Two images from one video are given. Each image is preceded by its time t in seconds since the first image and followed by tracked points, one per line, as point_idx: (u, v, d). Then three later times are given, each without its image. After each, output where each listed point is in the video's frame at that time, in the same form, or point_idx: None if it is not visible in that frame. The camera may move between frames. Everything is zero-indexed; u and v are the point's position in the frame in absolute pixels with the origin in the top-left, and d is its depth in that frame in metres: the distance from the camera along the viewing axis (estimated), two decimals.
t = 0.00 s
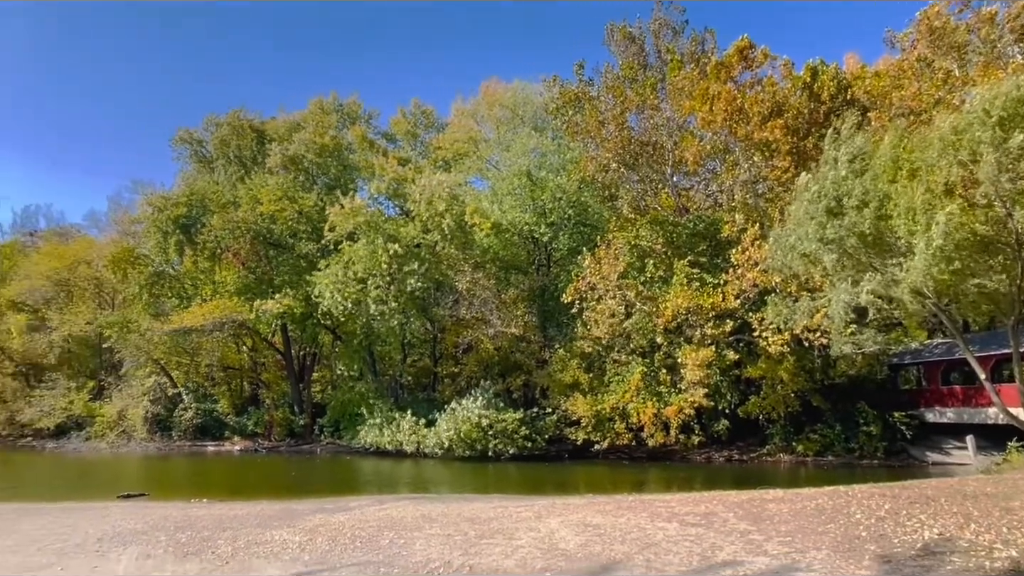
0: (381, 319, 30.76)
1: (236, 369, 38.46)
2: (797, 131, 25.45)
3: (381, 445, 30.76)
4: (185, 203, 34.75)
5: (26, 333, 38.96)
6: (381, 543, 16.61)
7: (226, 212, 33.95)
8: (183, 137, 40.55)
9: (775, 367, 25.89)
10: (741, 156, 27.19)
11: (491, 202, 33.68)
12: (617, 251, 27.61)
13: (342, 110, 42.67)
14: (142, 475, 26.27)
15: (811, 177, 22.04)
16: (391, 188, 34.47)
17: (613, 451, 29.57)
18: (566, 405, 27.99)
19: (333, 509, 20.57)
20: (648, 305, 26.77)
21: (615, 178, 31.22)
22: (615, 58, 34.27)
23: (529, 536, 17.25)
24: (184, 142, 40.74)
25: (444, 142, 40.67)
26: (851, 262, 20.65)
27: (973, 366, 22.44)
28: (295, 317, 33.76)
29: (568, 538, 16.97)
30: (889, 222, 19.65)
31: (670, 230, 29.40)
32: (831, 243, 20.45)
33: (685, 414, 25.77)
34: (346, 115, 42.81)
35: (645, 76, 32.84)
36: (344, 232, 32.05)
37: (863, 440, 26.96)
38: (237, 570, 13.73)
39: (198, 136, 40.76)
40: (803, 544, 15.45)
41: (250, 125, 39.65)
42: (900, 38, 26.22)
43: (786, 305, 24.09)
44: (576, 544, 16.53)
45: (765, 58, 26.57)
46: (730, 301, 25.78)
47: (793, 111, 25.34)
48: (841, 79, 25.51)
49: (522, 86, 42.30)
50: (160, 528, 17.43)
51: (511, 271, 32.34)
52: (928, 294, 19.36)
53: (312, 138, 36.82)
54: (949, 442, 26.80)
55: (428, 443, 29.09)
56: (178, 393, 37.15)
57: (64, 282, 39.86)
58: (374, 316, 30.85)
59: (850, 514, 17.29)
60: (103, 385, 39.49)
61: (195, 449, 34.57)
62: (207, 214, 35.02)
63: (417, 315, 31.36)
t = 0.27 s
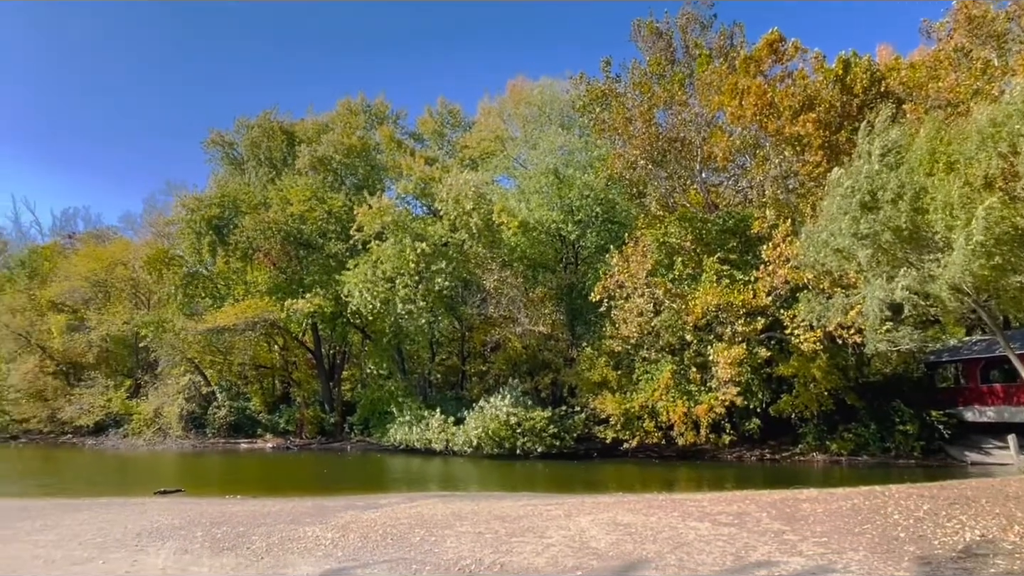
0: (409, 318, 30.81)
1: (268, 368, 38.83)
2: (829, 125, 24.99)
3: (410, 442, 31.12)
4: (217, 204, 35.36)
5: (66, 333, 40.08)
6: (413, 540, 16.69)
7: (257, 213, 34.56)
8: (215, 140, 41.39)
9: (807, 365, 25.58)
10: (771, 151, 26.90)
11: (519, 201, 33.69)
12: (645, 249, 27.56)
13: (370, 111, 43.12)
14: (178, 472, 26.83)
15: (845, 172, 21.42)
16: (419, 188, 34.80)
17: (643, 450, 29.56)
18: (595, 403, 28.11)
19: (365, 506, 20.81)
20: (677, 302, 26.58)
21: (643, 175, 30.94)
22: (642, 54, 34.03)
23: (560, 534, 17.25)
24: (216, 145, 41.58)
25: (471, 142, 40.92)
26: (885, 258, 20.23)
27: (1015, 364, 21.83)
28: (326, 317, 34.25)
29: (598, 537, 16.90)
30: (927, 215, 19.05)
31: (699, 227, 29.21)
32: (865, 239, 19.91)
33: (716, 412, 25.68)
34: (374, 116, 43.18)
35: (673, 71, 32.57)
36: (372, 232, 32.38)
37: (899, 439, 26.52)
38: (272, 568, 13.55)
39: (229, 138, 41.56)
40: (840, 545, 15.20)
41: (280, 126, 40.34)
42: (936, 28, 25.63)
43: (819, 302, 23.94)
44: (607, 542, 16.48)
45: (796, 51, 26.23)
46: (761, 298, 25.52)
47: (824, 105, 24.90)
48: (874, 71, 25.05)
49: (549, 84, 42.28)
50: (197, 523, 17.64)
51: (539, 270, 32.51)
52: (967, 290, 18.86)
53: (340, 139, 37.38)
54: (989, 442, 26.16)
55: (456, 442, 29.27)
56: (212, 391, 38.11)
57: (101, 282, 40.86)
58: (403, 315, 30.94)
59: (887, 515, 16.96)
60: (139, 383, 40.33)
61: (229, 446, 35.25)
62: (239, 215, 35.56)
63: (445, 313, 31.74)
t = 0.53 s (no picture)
0: (438, 317, 31.34)
1: (301, 366, 39.73)
2: (865, 118, 24.72)
3: (440, 440, 32.01)
4: (250, 205, 35.91)
5: (106, 332, 41.26)
6: (446, 538, 16.03)
7: (290, 213, 35.08)
8: (248, 142, 42.20)
9: (843, 363, 25.27)
10: (805, 145, 26.44)
11: (547, 199, 33.85)
12: (676, 246, 27.34)
13: (400, 111, 43.51)
14: (214, 468, 27.40)
15: (880, 167, 21.18)
16: (447, 187, 35.20)
17: (674, 449, 29.46)
18: (626, 401, 28.28)
19: (397, 503, 21.01)
20: (708, 300, 26.32)
21: (673, 172, 30.97)
22: (671, 49, 33.64)
23: (592, 533, 17.21)
24: (249, 147, 42.32)
25: (500, 140, 41.03)
26: (923, 253, 19.75)
27: None
28: (357, 315, 34.81)
29: (631, 536, 16.82)
30: (966, 210, 18.57)
31: (731, 222, 29.13)
32: (902, 234, 19.49)
33: (749, 411, 25.61)
34: (403, 116, 43.48)
35: (703, 66, 32.19)
36: (401, 232, 32.74)
37: (939, 438, 26.12)
38: (309, 563, 12.51)
39: (261, 140, 42.33)
40: (880, 546, 14.88)
41: (311, 127, 40.87)
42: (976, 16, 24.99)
43: (855, 298, 23.77)
44: (640, 542, 16.38)
45: (829, 43, 25.91)
46: (795, 295, 25.11)
47: (860, 98, 24.66)
48: (912, 62, 24.73)
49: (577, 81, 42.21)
50: (233, 517, 17.43)
51: (569, 268, 32.61)
52: (1011, 287, 18.26)
53: (369, 139, 38.02)
54: None
55: (487, 440, 29.94)
56: (246, 389, 38.86)
57: (139, 282, 41.90)
58: (433, 314, 31.38)
59: (928, 516, 16.57)
60: (176, 381, 41.23)
61: (263, 443, 35.92)
62: (271, 215, 36.10)
63: (474, 313, 32.06)
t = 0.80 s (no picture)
0: (469, 315, 32.42)
1: (334, 365, 40.31)
2: (903, 111, 23.99)
3: (472, 438, 32.77)
4: (284, 207, 36.51)
5: (146, 332, 42.36)
6: (480, 538, 15.38)
7: (322, 214, 35.56)
8: (281, 144, 42.91)
9: (881, 362, 25.00)
10: (841, 139, 25.92)
11: (577, 197, 33.37)
12: (708, 244, 27.03)
13: (430, 111, 43.67)
14: (250, 465, 27.94)
15: (918, 161, 20.66)
16: (477, 186, 35.75)
17: (708, 449, 29.28)
18: (658, 400, 28.42)
19: (430, 501, 21.17)
20: (741, 298, 26.07)
21: (705, 168, 30.29)
22: (702, 44, 33.19)
23: (626, 533, 17.11)
24: (282, 149, 42.99)
25: (529, 138, 41.12)
26: (965, 247, 19.12)
27: None
28: (388, 314, 35.47)
29: (666, 537, 16.67)
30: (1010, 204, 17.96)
31: (765, 219, 28.89)
32: (943, 230, 18.98)
33: (785, 411, 25.49)
34: (433, 116, 43.67)
35: (735, 61, 31.73)
36: (431, 231, 33.64)
37: (983, 439, 25.68)
38: (343, 560, 11.79)
39: (294, 142, 43.02)
40: (924, 550, 14.51)
41: (341, 128, 41.39)
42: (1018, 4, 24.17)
43: (894, 294, 23.22)
44: (675, 542, 16.23)
45: (866, 34, 25.30)
46: (832, 292, 24.75)
47: (898, 90, 23.94)
48: (952, 51, 23.67)
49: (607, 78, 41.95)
50: (265, 509, 16.98)
51: (600, 266, 32.78)
52: None
53: (400, 139, 38.29)
54: None
55: (518, 438, 30.53)
56: (281, 388, 39.44)
57: (177, 283, 42.86)
58: (465, 314, 32.38)
59: (974, 519, 16.11)
60: (213, 380, 42.10)
61: (298, 441, 36.62)
62: (304, 216, 36.61)
63: (506, 312, 33.07)
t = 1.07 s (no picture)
0: (501, 315, 32.56)
1: (366, 364, 40.60)
2: (945, 101, 23.23)
3: (503, 436, 32.89)
4: (316, 207, 37.00)
5: (184, 331, 43.36)
6: (512, 537, 15.35)
7: (353, 214, 35.89)
8: (313, 146, 43.45)
9: (922, 360, 24.22)
10: (879, 132, 25.18)
11: (607, 195, 33.12)
12: (742, 241, 26.51)
13: (459, 110, 43.72)
14: (284, 463, 28.37)
15: (961, 152, 19.90)
16: (506, 185, 35.78)
17: (742, 449, 28.88)
18: (691, 399, 28.08)
19: (462, 500, 21.20)
20: (775, 296, 25.65)
21: (738, 164, 30.10)
22: (735, 38, 32.56)
23: (660, 534, 16.88)
24: (314, 151, 43.54)
25: (559, 137, 41.04)
26: (1011, 243, 18.15)
27: None
28: (420, 314, 35.66)
29: (701, 539, 16.39)
30: None
31: (800, 214, 28.18)
32: (986, 224, 18.21)
33: (822, 411, 24.83)
34: (462, 115, 43.75)
35: (768, 54, 31.14)
36: (462, 230, 33.94)
37: None
38: (376, 558, 11.86)
39: (326, 143, 43.55)
40: (971, 555, 13.98)
41: (372, 129, 41.85)
42: None
43: (935, 292, 22.36)
44: (711, 544, 15.94)
45: (903, 24, 24.59)
46: (870, 289, 24.21)
47: (938, 80, 23.13)
48: (996, 39, 22.83)
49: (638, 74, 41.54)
50: (303, 505, 17.38)
51: (630, 263, 32.59)
52: None
53: (429, 139, 38.45)
54: None
55: (550, 437, 30.60)
56: (315, 387, 40.08)
57: (213, 284, 43.73)
58: (496, 313, 32.70)
59: None
60: (249, 379, 42.85)
61: (332, 440, 37.17)
62: (336, 217, 37.02)
63: (535, 309, 32.70)
